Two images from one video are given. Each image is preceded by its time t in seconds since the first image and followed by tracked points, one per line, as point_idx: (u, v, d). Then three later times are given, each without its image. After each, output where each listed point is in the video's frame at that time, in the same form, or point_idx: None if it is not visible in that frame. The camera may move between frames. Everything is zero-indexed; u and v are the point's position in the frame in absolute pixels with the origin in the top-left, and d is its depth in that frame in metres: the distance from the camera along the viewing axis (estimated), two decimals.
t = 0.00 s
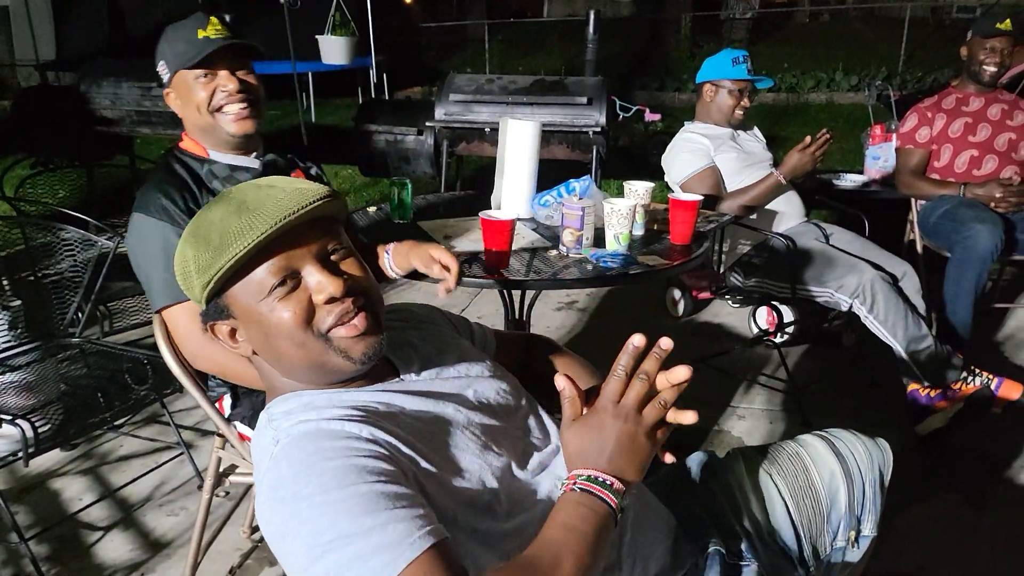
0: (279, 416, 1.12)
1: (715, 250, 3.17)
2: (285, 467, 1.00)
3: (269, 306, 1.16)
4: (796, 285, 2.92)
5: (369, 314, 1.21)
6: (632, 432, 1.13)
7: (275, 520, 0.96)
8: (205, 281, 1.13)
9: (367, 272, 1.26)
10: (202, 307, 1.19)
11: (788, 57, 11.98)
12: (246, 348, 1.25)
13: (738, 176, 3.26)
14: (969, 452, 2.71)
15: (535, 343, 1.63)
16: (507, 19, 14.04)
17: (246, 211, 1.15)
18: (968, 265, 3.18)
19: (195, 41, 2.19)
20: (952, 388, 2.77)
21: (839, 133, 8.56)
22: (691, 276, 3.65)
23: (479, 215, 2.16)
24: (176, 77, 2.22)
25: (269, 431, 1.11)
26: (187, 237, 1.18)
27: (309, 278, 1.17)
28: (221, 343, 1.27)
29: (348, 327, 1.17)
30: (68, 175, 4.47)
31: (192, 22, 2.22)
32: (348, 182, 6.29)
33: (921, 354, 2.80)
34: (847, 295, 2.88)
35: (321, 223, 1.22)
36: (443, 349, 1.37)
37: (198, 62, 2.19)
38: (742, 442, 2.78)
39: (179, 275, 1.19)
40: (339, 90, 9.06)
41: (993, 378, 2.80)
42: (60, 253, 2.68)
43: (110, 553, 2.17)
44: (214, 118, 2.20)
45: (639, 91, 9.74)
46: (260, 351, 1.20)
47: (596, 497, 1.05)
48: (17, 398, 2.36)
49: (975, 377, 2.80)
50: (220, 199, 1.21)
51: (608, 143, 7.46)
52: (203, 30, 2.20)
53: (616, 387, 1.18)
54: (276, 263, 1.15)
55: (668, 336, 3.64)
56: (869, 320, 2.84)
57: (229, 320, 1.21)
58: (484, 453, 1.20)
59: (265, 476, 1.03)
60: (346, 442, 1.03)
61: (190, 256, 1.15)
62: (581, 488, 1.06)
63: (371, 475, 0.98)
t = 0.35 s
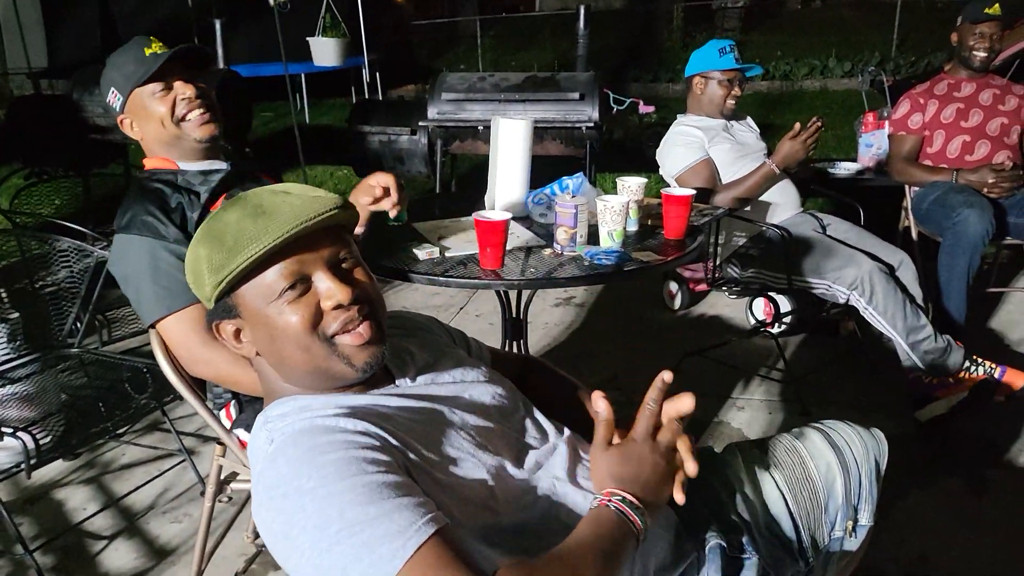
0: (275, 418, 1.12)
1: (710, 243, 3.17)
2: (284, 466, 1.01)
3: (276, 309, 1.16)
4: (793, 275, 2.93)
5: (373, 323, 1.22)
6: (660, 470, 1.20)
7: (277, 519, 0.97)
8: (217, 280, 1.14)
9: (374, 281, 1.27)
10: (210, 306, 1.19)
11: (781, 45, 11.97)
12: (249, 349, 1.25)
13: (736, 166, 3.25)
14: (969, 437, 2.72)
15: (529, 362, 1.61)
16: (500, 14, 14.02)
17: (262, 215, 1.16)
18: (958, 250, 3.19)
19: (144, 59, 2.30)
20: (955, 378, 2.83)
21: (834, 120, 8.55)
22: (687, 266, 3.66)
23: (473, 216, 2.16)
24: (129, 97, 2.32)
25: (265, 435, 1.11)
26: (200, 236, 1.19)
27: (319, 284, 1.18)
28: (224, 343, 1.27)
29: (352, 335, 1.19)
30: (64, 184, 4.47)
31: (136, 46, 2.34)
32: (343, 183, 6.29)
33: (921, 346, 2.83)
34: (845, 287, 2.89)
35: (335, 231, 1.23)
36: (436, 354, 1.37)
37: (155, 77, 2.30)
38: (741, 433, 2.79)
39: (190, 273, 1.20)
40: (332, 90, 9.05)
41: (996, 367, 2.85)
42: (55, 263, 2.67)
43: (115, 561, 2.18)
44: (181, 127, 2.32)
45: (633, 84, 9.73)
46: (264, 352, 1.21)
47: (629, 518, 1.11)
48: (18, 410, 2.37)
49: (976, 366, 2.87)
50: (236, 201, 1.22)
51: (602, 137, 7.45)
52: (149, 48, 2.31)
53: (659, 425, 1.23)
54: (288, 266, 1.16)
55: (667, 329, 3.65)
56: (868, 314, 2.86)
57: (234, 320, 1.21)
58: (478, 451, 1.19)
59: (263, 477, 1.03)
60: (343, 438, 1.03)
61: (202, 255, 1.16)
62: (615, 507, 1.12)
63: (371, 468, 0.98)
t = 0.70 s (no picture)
0: (281, 372, 1.10)
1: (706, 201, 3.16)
2: (298, 419, 0.99)
3: (271, 260, 1.16)
4: (789, 232, 2.93)
5: (369, 273, 1.21)
6: (697, 488, 1.15)
7: (292, 472, 0.96)
8: (212, 230, 1.14)
9: (368, 235, 1.26)
10: (207, 261, 1.20)
11: None
12: (248, 305, 1.25)
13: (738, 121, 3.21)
14: (967, 390, 2.73)
15: (529, 326, 1.59)
16: None
17: (255, 165, 1.16)
18: (957, 203, 3.18)
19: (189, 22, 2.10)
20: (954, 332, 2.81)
21: (831, 75, 8.47)
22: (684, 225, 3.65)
23: (465, 180, 2.17)
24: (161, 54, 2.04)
25: (271, 387, 1.09)
26: (196, 192, 1.20)
27: (312, 233, 1.18)
28: (224, 301, 1.27)
29: (347, 283, 1.18)
30: (56, 159, 4.44)
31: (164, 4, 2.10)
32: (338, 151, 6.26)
33: (921, 303, 2.82)
34: (842, 245, 2.88)
35: (327, 182, 1.23)
36: (438, 314, 1.34)
37: (192, 35, 2.08)
38: (739, 391, 2.81)
39: (187, 231, 1.20)
40: (325, 57, 8.97)
41: (996, 323, 2.83)
42: (50, 238, 2.66)
43: (122, 531, 2.21)
44: (210, 95, 2.10)
45: (627, 43, 9.62)
46: (262, 305, 1.21)
47: (662, 517, 1.07)
48: (19, 384, 2.38)
49: (976, 323, 2.83)
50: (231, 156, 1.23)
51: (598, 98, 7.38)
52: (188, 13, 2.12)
53: (702, 453, 1.19)
54: (279, 215, 1.17)
55: (665, 290, 3.65)
56: (866, 274, 2.85)
57: (231, 274, 1.22)
58: (483, 404, 1.17)
59: (274, 429, 1.01)
60: (355, 391, 1.02)
61: (197, 209, 1.17)
62: (651, 503, 1.08)
63: (386, 421, 0.97)
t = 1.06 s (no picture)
0: (268, 394, 1.12)
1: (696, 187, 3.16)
2: (284, 441, 1.01)
3: (262, 282, 1.17)
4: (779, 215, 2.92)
5: (358, 293, 1.22)
6: (682, 489, 1.21)
7: (278, 495, 0.98)
8: (205, 251, 1.13)
9: (357, 255, 1.27)
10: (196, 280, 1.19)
11: None
12: (236, 323, 1.25)
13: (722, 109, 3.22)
14: (961, 367, 2.74)
15: (520, 329, 1.62)
16: None
17: (249, 187, 1.16)
18: (946, 179, 3.17)
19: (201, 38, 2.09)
20: (943, 305, 2.84)
21: (820, 50, 8.41)
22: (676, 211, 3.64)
23: (452, 179, 2.16)
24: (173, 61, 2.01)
25: (257, 409, 1.11)
26: (186, 208, 1.18)
27: (305, 255, 1.19)
28: (211, 318, 1.27)
29: (338, 305, 1.19)
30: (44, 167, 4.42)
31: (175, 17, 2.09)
32: (328, 146, 6.23)
33: (913, 278, 2.83)
34: (833, 224, 2.88)
35: (321, 203, 1.23)
36: (424, 327, 1.37)
37: (202, 51, 2.06)
38: (734, 376, 2.82)
39: (175, 248, 1.19)
40: (312, 50, 8.91)
41: (981, 294, 2.84)
42: (40, 249, 2.63)
43: (125, 541, 2.22)
44: (212, 111, 2.08)
45: (615, 24, 9.55)
46: (253, 325, 1.21)
47: (647, 522, 1.12)
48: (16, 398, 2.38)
49: (963, 293, 2.84)
50: (221, 173, 1.22)
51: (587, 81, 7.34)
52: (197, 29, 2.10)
53: (685, 456, 1.24)
54: (272, 238, 1.16)
55: (658, 277, 3.65)
56: (860, 253, 2.86)
57: (221, 292, 1.21)
58: (469, 419, 1.20)
59: (261, 452, 1.03)
60: (340, 413, 1.04)
61: (189, 228, 1.15)
62: (637, 510, 1.13)
63: (370, 442, 0.99)
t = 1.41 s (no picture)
0: (264, 404, 1.16)
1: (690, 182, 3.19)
2: (279, 451, 1.05)
3: (253, 299, 1.21)
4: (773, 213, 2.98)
5: (347, 307, 1.27)
6: (667, 486, 1.25)
7: (275, 502, 1.02)
8: (196, 273, 1.17)
9: (345, 268, 1.31)
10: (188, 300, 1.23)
11: None
12: (230, 339, 1.29)
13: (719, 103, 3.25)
14: (952, 357, 2.78)
15: (508, 333, 1.67)
16: None
17: (236, 209, 1.20)
18: (941, 173, 3.21)
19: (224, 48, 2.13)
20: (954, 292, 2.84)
21: (817, 38, 8.41)
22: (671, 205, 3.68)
23: (448, 181, 2.20)
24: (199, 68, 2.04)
25: (254, 420, 1.15)
26: (176, 231, 1.22)
27: (293, 272, 1.23)
28: (204, 333, 1.31)
29: (327, 318, 1.23)
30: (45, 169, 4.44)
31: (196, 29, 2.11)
32: (327, 141, 6.25)
33: (916, 266, 2.87)
34: (828, 220, 2.93)
35: (307, 221, 1.28)
36: (415, 331, 1.41)
37: (226, 64, 2.10)
38: (729, 369, 2.86)
39: (168, 270, 1.23)
40: (309, 45, 8.92)
41: (990, 274, 2.78)
42: (41, 249, 2.72)
43: (131, 538, 2.27)
44: (228, 121, 2.12)
45: (612, 15, 9.55)
46: (245, 341, 1.25)
47: (632, 519, 1.16)
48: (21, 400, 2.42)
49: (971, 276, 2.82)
50: (208, 197, 1.26)
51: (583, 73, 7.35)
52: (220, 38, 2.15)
53: (670, 454, 1.29)
54: (260, 257, 1.20)
55: (654, 271, 3.69)
56: (858, 247, 2.91)
57: (213, 310, 1.25)
58: (458, 422, 1.24)
59: (258, 461, 1.07)
60: (332, 422, 1.08)
61: (179, 251, 1.20)
62: (622, 507, 1.17)
63: (362, 450, 1.04)
